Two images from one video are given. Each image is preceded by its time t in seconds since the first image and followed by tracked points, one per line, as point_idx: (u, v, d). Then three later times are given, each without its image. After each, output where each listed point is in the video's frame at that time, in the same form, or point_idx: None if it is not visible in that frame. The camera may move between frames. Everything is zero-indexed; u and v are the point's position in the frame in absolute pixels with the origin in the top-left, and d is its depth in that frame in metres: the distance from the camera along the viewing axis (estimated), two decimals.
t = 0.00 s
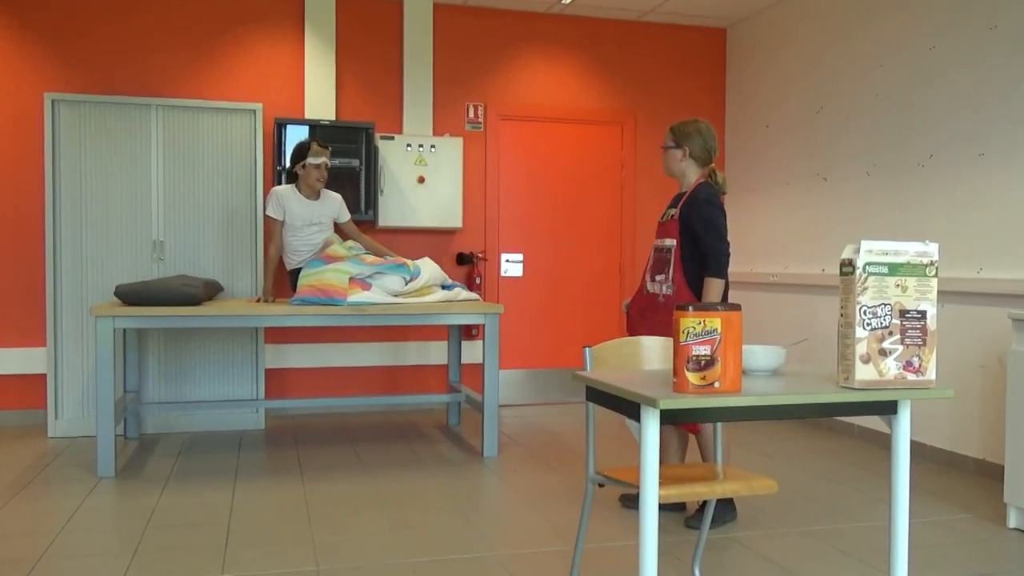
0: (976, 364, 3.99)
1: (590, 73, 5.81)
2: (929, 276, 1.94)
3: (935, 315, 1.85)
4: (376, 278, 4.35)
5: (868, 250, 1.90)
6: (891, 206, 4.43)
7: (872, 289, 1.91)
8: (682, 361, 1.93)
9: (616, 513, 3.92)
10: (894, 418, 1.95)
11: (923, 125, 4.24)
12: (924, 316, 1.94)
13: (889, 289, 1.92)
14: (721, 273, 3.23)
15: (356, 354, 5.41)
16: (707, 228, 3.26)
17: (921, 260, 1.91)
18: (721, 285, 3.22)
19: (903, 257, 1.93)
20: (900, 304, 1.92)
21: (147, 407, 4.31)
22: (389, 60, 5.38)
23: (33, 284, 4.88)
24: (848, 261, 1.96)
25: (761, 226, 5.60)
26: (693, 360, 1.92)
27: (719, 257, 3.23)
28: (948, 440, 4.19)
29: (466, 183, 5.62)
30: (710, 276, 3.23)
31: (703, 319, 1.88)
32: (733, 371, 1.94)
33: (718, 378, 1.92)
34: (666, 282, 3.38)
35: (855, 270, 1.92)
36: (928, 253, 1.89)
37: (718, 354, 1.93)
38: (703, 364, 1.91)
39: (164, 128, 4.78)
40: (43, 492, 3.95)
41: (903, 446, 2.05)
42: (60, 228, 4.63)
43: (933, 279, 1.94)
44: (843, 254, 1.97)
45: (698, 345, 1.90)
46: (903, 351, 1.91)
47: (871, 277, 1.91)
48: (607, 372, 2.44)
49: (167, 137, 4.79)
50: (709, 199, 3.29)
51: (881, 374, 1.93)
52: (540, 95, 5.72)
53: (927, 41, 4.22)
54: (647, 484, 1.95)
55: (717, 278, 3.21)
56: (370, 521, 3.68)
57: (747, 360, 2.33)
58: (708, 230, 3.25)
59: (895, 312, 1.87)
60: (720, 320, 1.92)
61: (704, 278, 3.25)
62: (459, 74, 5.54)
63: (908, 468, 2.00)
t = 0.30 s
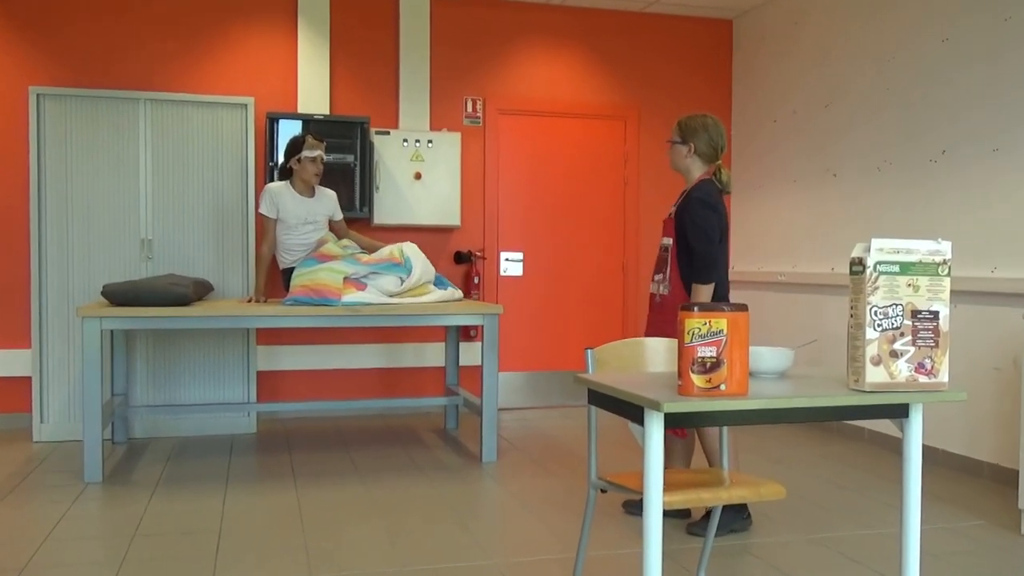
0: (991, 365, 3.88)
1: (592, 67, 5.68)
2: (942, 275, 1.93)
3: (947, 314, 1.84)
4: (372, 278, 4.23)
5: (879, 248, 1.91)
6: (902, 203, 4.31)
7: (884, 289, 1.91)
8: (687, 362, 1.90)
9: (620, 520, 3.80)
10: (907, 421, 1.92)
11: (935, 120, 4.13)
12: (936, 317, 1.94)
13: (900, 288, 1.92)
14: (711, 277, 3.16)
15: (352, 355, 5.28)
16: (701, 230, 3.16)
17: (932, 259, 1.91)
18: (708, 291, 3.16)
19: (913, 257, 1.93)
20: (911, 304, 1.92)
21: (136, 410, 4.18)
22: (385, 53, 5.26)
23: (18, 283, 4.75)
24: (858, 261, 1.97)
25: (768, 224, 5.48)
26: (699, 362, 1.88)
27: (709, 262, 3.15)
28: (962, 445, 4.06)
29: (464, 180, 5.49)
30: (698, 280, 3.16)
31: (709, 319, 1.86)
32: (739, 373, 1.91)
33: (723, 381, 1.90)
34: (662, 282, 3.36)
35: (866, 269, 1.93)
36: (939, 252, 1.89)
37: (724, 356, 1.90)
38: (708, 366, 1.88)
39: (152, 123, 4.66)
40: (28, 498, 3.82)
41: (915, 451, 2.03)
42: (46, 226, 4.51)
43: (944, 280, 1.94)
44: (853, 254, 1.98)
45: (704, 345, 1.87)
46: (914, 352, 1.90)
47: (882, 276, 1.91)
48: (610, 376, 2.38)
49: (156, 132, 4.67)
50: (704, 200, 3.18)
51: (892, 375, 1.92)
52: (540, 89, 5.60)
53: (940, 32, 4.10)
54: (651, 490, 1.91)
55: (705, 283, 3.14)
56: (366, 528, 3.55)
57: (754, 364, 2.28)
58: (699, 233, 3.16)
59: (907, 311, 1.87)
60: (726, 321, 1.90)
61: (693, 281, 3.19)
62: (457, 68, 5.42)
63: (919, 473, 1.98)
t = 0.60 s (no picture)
0: (1004, 367, 3.78)
1: (593, 61, 5.59)
2: (952, 274, 1.89)
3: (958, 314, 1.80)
4: (370, 278, 4.12)
5: (888, 248, 1.86)
6: (913, 201, 4.22)
7: (893, 289, 1.87)
8: (691, 364, 1.87)
9: (623, 526, 3.70)
10: (916, 424, 1.89)
11: (947, 115, 4.03)
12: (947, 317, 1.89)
13: (910, 288, 1.88)
14: (716, 279, 3.06)
15: (348, 358, 5.18)
16: (705, 231, 3.08)
17: (943, 259, 1.87)
18: (714, 292, 3.07)
19: (923, 255, 1.89)
20: (921, 305, 1.87)
21: (126, 413, 4.08)
22: (383, 48, 5.16)
23: (5, 283, 4.64)
24: (867, 261, 1.93)
25: (775, 223, 5.38)
26: (703, 365, 1.84)
27: (713, 263, 3.06)
28: (973, 449, 3.97)
29: (462, 177, 5.39)
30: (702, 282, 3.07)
31: (715, 321, 1.80)
32: (745, 375, 1.86)
33: (729, 383, 1.86)
34: (674, 283, 3.30)
35: (875, 269, 1.88)
36: (951, 251, 1.84)
37: (729, 358, 1.86)
38: (713, 369, 1.84)
39: (142, 119, 4.56)
40: (14, 503, 3.72)
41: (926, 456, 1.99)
42: (33, 224, 4.42)
43: (955, 279, 1.89)
44: (862, 253, 1.93)
45: (709, 348, 1.82)
46: (925, 353, 1.85)
47: (891, 277, 1.86)
48: (613, 378, 2.32)
49: (146, 127, 4.57)
50: (709, 200, 3.08)
51: (902, 378, 1.88)
52: (541, 84, 5.50)
53: (952, 26, 4.01)
54: (654, 494, 1.87)
55: (709, 284, 3.05)
56: (362, 535, 3.45)
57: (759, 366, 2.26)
58: (704, 235, 3.08)
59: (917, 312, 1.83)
60: (732, 322, 1.85)
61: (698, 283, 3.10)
62: (456, 62, 5.32)
63: (929, 479, 1.94)
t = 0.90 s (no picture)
0: (1020, 368, 3.67)
1: (594, 54, 5.47)
2: (966, 274, 1.87)
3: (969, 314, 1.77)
4: (363, 277, 4.02)
5: (900, 246, 1.84)
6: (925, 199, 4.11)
7: (904, 288, 1.85)
8: (697, 366, 1.82)
9: (627, 533, 3.57)
10: (928, 428, 1.85)
11: (962, 109, 3.93)
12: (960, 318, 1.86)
13: (922, 288, 1.85)
14: (728, 278, 2.99)
15: (342, 360, 5.06)
16: (717, 228, 3.01)
17: (958, 258, 1.85)
18: (728, 292, 3.00)
19: (936, 254, 1.86)
20: (933, 305, 1.84)
21: (112, 417, 3.96)
22: (380, 41, 5.05)
23: None
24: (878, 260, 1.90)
25: (781, 221, 5.27)
26: (709, 366, 1.80)
27: (725, 262, 2.99)
28: (988, 453, 3.85)
29: (460, 172, 5.27)
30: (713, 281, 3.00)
31: (722, 321, 1.76)
32: (750, 377, 1.83)
33: (735, 386, 1.81)
34: (691, 282, 3.22)
35: (885, 268, 1.86)
36: (965, 250, 1.83)
37: (736, 360, 1.82)
38: (719, 370, 1.80)
39: (130, 113, 4.44)
40: None
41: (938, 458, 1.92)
42: (17, 221, 4.30)
43: (968, 279, 1.87)
44: (873, 252, 1.91)
45: (715, 349, 1.79)
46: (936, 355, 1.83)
47: (905, 275, 1.85)
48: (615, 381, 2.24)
49: (134, 123, 4.45)
50: (722, 196, 3.01)
51: (912, 380, 1.86)
52: (541, 77, 5.38)
53: (965, 17, 3.92)
54: (659, 501, 1.81)
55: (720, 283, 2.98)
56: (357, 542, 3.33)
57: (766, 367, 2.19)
58: (715, 233, 3.02)
59: (928, 312, 1.80)
60: (738, 323, 1.82)
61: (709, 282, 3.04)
62: (455, 54, 5.20)
63: (943, 485, 1.87)
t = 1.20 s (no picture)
0: None
1: (595, 48, 5.37)
2: (979, 273, 1.75)
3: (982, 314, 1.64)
4: (359, 276, 3.91)
5: (911, 244, 1.72)
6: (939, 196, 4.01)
7: (915, 288, 1.72)
8: (701, 369, 1.72)
9: (631, 540, 3.47)
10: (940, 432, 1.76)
11: (976, 103, 3.84)
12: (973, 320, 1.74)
13: (933, 288, 1.73)
14: (731, 279, 2.91)
15: (339, 362, 4.96)
16: (724, 228, 2.93)
17: (969, 256, 1.73)
18: (729, 292, 2.92)
19: (948, 253, 1.74)
20: (945, 306, 1.72)
21: (101, 421, 3.86)
22: (378, 35, 4.95)
23: None
24: (887, 259, 1.78)
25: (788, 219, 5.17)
26: (714, 369, 1.71)
27: (730, 263, 2.91)
28: (1002, 457, 3.76)
29: (459, 169, 5.17)
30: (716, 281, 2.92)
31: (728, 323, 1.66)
32: (757, 380, 1.74)
33: (741, 389, 1.72)
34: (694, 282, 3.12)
35: (895, 268, 1.73)
36: (978, 249, 1.70)
37: (742, 362, 1.72)
38: (724, 373, 1.71)
39: (119, 109, 4.36)
40: None
41: (950, 463, 1.84)
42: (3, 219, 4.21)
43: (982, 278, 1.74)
44: (881, 251, 1.78)
45: (721, 351, 1.70)
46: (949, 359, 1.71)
47: (914, 275, 1.73)
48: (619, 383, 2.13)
49: (123, 118, 4.36)
50: (731, 195, 2.91)
51: (924, 383, 1.74)
52: (541, 72, 5.28)
53: (979, 8, 3.83)
54: (663, 508, 1.72)
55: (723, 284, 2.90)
56: (354, 548, 3.23)
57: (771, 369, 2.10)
58: (722, 233, 2.93)
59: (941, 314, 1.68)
60: (744, 324, 1.72)
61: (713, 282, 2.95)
62: (454, 48, 5.10)
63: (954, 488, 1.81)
